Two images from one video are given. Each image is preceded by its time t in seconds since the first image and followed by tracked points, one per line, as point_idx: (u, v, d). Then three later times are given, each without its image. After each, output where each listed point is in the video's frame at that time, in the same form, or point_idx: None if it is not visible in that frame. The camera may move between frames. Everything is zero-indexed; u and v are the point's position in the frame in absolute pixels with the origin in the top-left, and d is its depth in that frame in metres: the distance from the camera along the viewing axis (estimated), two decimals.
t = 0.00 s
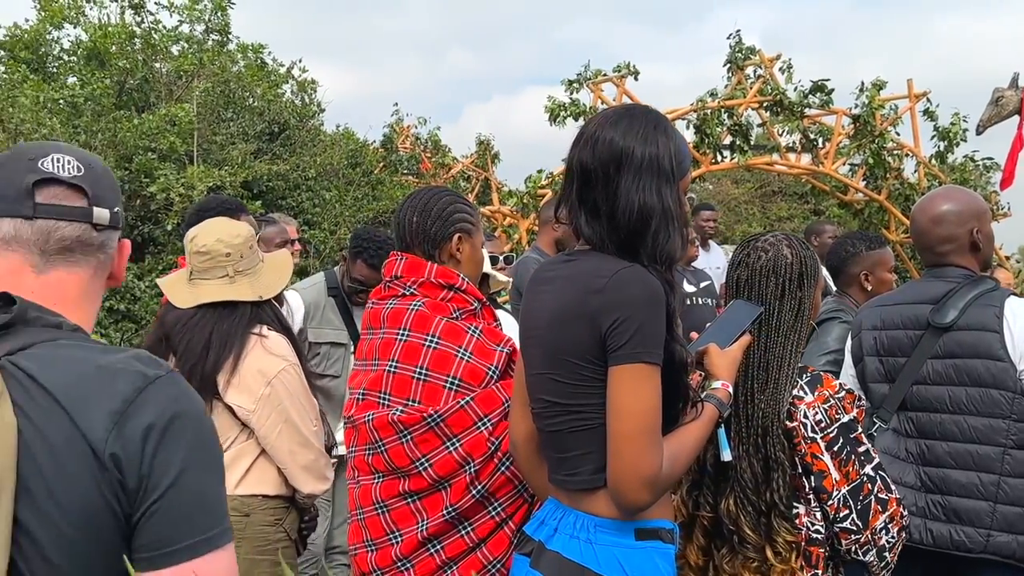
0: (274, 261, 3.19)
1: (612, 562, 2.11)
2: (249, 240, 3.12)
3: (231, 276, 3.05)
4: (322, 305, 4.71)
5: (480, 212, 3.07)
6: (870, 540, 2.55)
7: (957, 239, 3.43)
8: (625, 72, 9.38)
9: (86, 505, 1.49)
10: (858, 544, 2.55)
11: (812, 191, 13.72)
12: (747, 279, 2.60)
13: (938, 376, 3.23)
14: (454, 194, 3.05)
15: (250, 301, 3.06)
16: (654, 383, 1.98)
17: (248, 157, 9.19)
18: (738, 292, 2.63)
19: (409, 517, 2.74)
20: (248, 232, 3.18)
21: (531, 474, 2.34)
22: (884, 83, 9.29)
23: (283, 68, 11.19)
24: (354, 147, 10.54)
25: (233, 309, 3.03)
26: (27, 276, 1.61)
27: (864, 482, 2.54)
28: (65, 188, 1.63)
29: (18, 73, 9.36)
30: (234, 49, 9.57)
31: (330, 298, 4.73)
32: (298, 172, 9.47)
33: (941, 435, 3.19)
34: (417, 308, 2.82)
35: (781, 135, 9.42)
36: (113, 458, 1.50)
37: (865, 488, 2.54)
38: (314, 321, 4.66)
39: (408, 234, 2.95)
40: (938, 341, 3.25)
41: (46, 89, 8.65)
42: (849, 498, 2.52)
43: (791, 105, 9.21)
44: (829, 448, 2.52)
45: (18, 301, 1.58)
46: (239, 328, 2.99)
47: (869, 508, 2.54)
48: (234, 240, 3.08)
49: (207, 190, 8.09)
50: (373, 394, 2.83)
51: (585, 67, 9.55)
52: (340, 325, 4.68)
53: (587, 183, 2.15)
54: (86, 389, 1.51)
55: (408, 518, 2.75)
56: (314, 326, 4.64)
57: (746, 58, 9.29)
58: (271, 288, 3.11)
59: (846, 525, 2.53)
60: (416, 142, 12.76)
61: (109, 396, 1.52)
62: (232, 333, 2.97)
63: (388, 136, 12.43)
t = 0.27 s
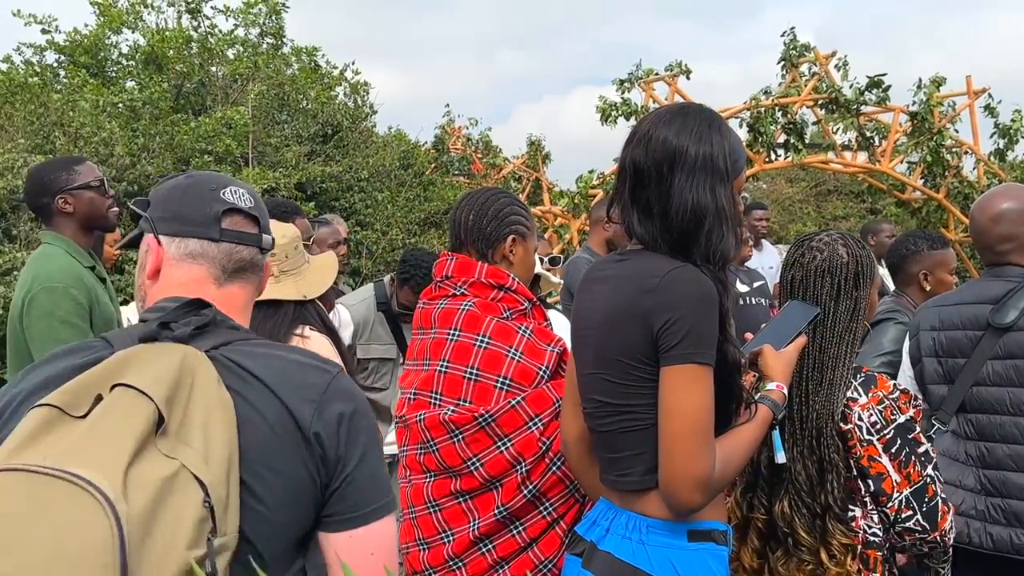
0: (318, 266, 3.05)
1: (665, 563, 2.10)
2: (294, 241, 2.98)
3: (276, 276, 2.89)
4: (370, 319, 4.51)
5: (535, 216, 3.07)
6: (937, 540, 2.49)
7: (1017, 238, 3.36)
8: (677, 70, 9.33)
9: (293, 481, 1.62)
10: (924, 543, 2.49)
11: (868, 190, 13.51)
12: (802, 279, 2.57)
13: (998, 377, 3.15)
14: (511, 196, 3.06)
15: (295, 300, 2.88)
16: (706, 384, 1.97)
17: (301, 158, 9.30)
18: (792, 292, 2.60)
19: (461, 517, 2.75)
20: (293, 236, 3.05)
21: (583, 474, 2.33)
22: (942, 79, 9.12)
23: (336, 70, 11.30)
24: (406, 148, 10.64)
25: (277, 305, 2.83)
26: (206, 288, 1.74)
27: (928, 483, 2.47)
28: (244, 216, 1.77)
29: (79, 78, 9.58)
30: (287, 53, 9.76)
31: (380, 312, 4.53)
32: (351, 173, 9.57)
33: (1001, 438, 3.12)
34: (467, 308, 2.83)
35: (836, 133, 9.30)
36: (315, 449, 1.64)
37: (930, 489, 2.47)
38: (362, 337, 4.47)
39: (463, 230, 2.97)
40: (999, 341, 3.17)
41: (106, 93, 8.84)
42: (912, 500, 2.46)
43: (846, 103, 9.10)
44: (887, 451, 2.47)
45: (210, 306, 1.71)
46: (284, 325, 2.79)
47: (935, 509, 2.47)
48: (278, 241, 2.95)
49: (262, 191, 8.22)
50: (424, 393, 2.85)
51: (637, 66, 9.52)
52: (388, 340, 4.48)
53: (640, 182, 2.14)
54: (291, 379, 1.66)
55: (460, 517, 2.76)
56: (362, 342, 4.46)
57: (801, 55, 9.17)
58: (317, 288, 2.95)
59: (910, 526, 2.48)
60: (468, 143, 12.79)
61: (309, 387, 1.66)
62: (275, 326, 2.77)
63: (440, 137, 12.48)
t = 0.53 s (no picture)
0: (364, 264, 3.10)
1: (717, 564, 2.08)
2: (340, 240, 3.03)
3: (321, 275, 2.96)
4: (422, 332, 4.18)
5: (590, 220, 3.06)
6: (994, 549, 2.44)
7: None
8: (731, 68, 9.24)
9: (383, 448, 1.74)
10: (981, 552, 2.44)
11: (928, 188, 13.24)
12: (857, 280, 2.53)
13: None
14: (567, 198, 3.06)
15: (339, 299, 2.94)
16: (759, 383, 1.95)
17: (355, 160, 9.38)
18: (847, 293, 2.56)
19: (511, 516, 2.76)
20: (338, 236, 3.10)
21: (633, 474, 2.32)
22: (1005, 75, 8.91)
23: (389, 72, 11.38)
24: (458, 149, 10.69)
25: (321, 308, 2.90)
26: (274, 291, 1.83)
27: (984, 491, 2.41)
28: (291, 219, 1.88)
29: (139, 82, 9.79)
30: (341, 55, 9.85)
31: (432, 325, 4.20)
32: (403, 174, 9.63)
33: None
34: (517, 308, 2.83)
35: (894, 130, 9.14)
36: (405, 420, 1.78)
37: (986, 497, 2.41)
38: (415, 352, 4.15)
39: (518, 229, 2.97)
40: None
41: (164, 96, 9.01)
42: (969, 507, 2.40)
43: (904, 100, 8.95)
44: (942, 455, 2.41)
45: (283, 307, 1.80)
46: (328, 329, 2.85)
47: (992, 518, 2.41)
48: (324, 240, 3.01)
49: (317, 193, 8.32)
50: (474, 392, 2.86)
51: (690, 64, 9.45)
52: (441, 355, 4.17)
53: (692, 180, 2.12)
54: (371, 365, 1.77)
55: (510, 517, 2.76)
56: (415, 357, 4.15)
57: (858, 52, 9.02)
58: (361, 287, 2.99)
59: (966, 533, 2.42)
60: (519, 143, 12.79)
61: (386, 372, 1.78)
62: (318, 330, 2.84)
63: (492, 137, 12.47)
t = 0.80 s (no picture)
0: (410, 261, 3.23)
1: (769, 567, 2.06)
2: (385, 241, 3.15)
3: (368, 278, 3.11)
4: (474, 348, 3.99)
5: (642, 220, 3.05)
6: None
7: None
8: (786, 66, 9.13)
9: (383, 414, 2.17)
10: None
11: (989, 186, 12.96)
12: (914, 281, 2.48)
13: None
14: (619, 199, 3.05)
15: (385, 300, 3.08)
16: (812, 385, 1.92)
17: (408, 161, 9.45)
18: (904, 293, 2.51)
19: (562, 517, 2.75)
20: (385, 236, 3.21)
21: (684, 476, 2.31)
22: None
23: (442, 73, 11.43)
24: (510, 150, 10.72)
25: (365, 309, 3.07)
26: (259, 299, 2.20)
27: None
28: (256, 236, 2.22)
29: (197, 86, 9.96)
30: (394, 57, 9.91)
31: (486, 341, 4.00)
32: (456, 175, 9.67)
33: None
34: (568, 308, 2.83)
35: (954, 128, 8.96)
36: (393, 388, 2.21)
37: None
38: (467, 368, 4.02)
39: (569, 229, 2.96)
40: None
41: (221, 100, 9.16)
42: (1015, 515, 2.33)
43: (964, 97, 8.77)
44: (993, 460, 2.35)
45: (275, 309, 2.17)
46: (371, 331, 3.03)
47: None
48: (370, 242, 3.13)
49: (370, 194, 8.37)
50: (525, 393, 2.86)
51: (745, 63, 9.36)
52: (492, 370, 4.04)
53: (743, 180, 2.10)
54: (365, 351, 2.21)
55: (561, 517, 2.76)
56: (466, 373, 4.02)
57: (916, 48, 8.86)
58: (405, 287, 3.12)
59: (1011, 541, 2.35)
60: (571, 144, 12.78)
61: (376, 355, 2.22)
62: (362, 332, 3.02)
63: (543, 138, 12.38)
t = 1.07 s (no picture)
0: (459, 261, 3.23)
1: (825, 572, 2.03)
2: (432, 243, 3.16)
3: (416, 279, 3.12)
4: (528, 358, 3.97)
5: (692, 216, 3.02)
6: None
7: None
8: (843, 63, 9.00)
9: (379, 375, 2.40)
10: None
11: None
12: (974, 280, 2.45)
13: None
14: (669, 198, 3.03)
15: (433, 301, 3.09)
16: (868, 387, 1.90)
17: (460, 162, 9.48)
18: (963, 293, 2.48)
19: (614, 518, 2.75)
20: (434, 238, 3.22)
21: (737, 479, 2.29)
22: None
23: (495, 73, 11.46)
24: (562, 150, 10.72)
25: (414, 312, 3.08)
26: (259, 282, 2.39)
27: None
28: (252, 227, 2.41)
29: (253, 89, 10.11)
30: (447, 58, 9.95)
31: (540, 352, 3.96)
32: (508, 175, 9.67)
33: None
34: (620, 309, 2.82)
35: (1018, 124, 8.75)
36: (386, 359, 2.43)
37: None
38: (520, 377, 4.02)
39: (619, 231, 2.96)
40: None
41: (277, 103, 9.29)
42: None
43: None
44: None
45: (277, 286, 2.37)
46: (421, 332, 3.03)
47: None
48: (418, 244, 3.16)
49: (422, 195, 8.42)
50: (576, 393, 2.85)
51: (800, 60, 9.25)
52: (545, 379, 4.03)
53: (797, 179, 2.07)
54: (358, 321, 2.45)
55: (613, 519, 2.75)
56: (519, 382, 4.04)
57: (977, 43, 8.68)
58: (454, 288, 3.12)
59: None
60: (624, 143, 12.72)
61: (368, 324, 2.47)
62: (412, 332, 3.04)
63: (596, 138, 12.30)
